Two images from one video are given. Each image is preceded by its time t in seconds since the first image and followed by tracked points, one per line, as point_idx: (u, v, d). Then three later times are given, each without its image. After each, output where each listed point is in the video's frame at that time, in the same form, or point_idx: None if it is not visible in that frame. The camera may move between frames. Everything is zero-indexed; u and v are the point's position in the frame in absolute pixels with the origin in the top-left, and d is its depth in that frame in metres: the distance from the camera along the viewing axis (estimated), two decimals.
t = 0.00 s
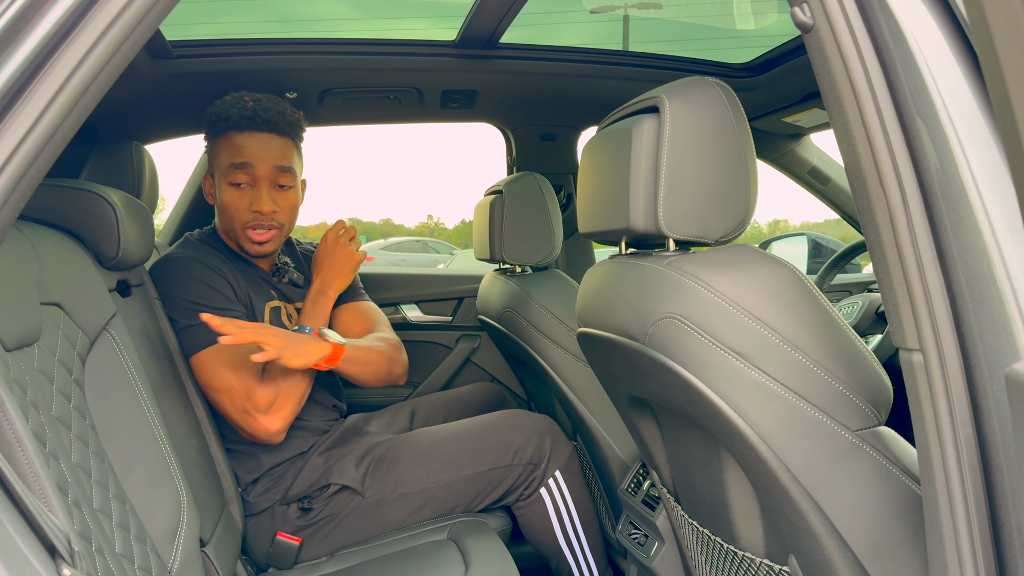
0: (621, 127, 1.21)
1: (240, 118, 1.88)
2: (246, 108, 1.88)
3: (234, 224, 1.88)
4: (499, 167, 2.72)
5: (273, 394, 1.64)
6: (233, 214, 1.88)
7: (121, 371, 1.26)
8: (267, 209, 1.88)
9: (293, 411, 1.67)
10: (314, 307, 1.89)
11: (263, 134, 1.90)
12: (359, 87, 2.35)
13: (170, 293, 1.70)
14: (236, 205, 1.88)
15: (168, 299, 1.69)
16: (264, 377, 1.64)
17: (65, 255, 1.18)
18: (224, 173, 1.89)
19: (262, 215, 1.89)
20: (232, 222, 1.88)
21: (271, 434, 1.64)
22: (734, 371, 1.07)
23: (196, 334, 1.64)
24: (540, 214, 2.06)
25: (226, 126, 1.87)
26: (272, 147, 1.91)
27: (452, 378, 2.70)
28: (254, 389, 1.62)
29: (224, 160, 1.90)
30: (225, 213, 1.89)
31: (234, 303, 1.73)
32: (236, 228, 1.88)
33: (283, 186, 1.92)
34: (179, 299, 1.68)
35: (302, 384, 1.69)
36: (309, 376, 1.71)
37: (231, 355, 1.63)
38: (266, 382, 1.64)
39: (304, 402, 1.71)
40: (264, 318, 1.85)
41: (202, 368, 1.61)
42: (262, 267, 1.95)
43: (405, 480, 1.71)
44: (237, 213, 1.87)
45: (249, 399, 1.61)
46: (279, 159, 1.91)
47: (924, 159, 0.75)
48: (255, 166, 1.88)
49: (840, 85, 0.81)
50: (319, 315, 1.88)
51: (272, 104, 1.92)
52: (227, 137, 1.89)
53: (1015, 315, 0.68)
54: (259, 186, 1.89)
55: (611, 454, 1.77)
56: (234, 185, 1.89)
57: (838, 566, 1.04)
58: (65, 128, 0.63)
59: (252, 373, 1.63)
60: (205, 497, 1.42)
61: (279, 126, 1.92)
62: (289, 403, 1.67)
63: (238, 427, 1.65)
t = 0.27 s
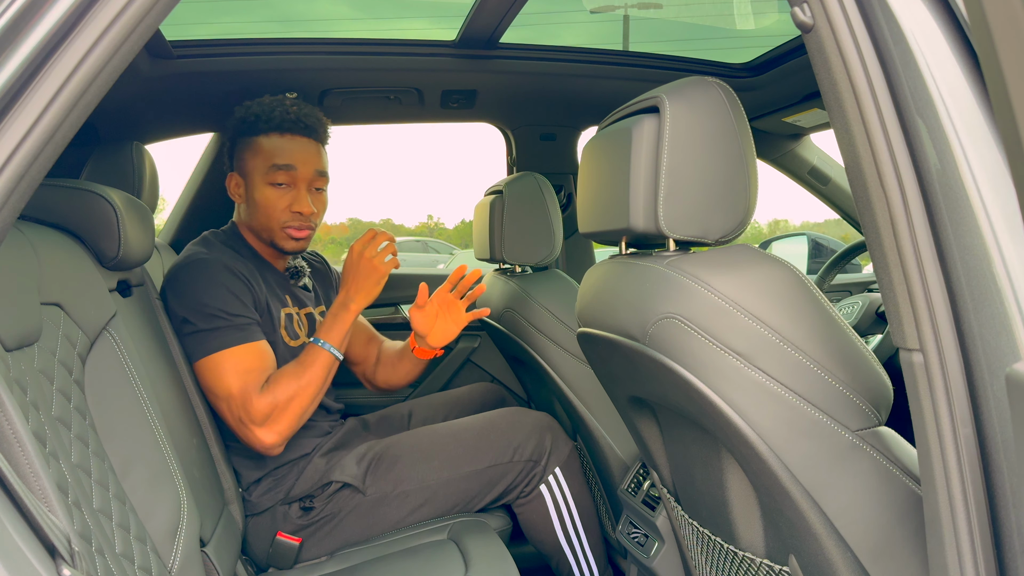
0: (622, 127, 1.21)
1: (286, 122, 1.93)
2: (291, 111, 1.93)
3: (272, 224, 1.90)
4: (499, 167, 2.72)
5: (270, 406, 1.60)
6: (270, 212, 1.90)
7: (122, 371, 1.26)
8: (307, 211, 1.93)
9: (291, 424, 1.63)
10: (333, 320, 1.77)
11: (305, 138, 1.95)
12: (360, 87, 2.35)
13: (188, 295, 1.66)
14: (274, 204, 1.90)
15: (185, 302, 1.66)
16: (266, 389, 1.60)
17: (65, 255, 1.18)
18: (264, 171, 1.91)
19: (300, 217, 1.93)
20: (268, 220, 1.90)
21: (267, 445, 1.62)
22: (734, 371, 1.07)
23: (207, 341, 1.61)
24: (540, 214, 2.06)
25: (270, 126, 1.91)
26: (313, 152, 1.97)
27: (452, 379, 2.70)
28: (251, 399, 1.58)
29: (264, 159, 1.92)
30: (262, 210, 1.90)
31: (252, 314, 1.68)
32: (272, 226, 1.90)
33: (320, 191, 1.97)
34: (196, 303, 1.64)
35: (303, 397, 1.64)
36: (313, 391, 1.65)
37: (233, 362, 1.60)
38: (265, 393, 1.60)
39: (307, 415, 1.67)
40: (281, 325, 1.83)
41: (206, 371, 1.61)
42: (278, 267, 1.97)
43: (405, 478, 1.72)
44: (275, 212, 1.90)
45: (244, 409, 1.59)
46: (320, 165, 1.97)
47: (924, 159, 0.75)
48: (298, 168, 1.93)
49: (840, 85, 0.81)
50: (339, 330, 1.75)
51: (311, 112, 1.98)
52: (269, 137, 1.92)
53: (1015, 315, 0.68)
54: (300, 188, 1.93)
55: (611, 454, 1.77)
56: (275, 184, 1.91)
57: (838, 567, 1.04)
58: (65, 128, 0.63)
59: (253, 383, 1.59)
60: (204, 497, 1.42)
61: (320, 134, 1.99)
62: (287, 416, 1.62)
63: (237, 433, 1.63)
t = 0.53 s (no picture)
0: (622, 127, 1.21)
1: (318, 123, 1.98)
2: (321, 112, 1.99)
3: (301, 221, 1.95)
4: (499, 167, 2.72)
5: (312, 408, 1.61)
6: (299, 209, 1.94)
7: (122, 372, 1.26)
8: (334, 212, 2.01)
9: (323, 428, 1.65)
10: (362, 333, 1.83)
11: (331, 139, 2.02)
12: (359, 87, 2.35)
13: (218, 292, 1.61)
14: (304, 201, 1.94)
15: (216, 298, 1.60)
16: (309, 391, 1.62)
17: (64, 255, 1.18)
18: (295, 169, 1.93)
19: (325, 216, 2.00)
20: (298, 217, 1.94)
21: (299, 444, 1.61)
22: (734, 371, 1.07)
23: (245, 338, 1.56)
24: (540, 214, 2.06)
25: (302, 125, 1.95)
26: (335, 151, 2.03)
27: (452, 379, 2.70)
28: (296, 401, 1.58)
29: (295, 156, 1.93)
30: (293, 208, 1.93)
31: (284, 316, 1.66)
32: (299, 225, 1.95)
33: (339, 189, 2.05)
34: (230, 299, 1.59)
35: (336, 404, 1.68)
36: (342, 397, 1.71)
37: (279, 361, 1.57)
38: (309, 396, 1.61)
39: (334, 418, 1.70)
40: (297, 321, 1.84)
41: (243, 367, 1.55)
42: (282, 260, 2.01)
43: (406, 475, 1.72)
44: (306, 212, 1.95)
45: (290, 409, 1.57)
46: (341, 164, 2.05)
47: (924, 159, 0.75)
48: (328, 168, 1.99)
49: (840, 85, 0.81)
50: (365, 343, 1.83)
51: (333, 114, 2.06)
52: (299, 135, 1.95)
53: (1015, 316, 0.68)
54: (328, 188, 1.99)
55: (611, 454, 1.77)
56: (306, 183, 1.94)
57: (838, 567, 1.04)
58: (65, 128, 0.63)
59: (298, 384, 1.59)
60: (204, 497, 1.42)
61: (342, 136, 2.07)
62: (322, 419, 1.65)
63: (264, 432, 1.59)
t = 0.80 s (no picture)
0: (622, 127, 1.21)
1: (290, 129, 2.00)
2: (289, 117, 2.00)
3: (273, 227, 1.97)
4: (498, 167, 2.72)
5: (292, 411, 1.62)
6: (272, 215, 1.95)
7: (121, 372, 1.26)
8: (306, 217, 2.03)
9: (302, 430, 1.66)
10: (333, 337, 1.88)
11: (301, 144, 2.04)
12: (360, 87, 2.35)
13: (196, 296, 1.61)
14: (276, 207, 1.96)
15: (192, 302, 1.60)
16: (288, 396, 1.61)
17: (65, 255, 1.19)
18: (269, 176, 1.94)
19: (298, 222, 2.03)
20: (272, 223, 1.96)
21: (275, 448, 1.61)
22: (734, 371, 1.07)
23: (224, 340, 1.56)
24: (539, 215, 2.06)
25: (274, 131, 1.96)
26: (305, 156, 2.05)
27: (452, 379, 2.70)
28: (274, 405, 1.57)
29: (268, 164, 1.94)
30: (267, 215, 1.95)
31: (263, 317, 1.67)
32: (274, 231, 1.97)
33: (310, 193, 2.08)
34: (207, 303, 1.59)
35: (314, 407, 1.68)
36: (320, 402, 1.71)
37: (257, 364, 1.57)
38: (287, 398, 1.61)
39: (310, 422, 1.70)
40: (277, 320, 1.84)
41: (222, 371, 1.55)
42: (254, 263, 2.02)
43: (407, 470, 1.73)
44: (280, 218, 1.97)
45: (268, 412, 1.57)
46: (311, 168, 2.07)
47: (924, 159, 0.75)
48: (300, 174, 2.01)
49: (840, 86, 0.81)
50: (338, 348, 1.86)
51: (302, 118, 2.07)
52: (271, 142, 1.96)
53: (1015, 316, 0.68)
54: (300, 194, 2.01)
55: (611, 454, 1.77)
56: (279, 190, 1.96)
57: (838, 567, 1.04)
58: (66, 128, 0.63)
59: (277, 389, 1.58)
60: (203, 497, 1.42)
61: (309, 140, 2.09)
62: (302, 423, 1.65)
63: (242, 433, 1.59)
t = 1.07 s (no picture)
0: (622, 127, 1.21)
1: (293, 127, 1.99)
2: (293, 115, 2.00)
3: (280, 225, 1.97)
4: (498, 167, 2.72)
5: (297, 411, 1.61)
6: (279, 214, 1.96)
7: (121, 371, 1.26)
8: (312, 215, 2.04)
9: (306, 432, 1.65)
10: (341, 351, 1.89)
11: (304, 141, 2.03)
12: (360, 87, 2.35)
13: (204, 294, 1.61)
14: (282, 206, 1.96)
15: (199, 300, 1.60)
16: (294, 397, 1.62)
17: (65, 255, 1.18)
18: (273, 175, 1.94)
19: (303, 220, 2.03)
20: (279, 221, 1.96)
21: (278, 448, 1.60)
22: (734, 371, 1.07)
23: (231, 338, 1.56)
24: (539, 215, 2.06)
25: (276, 130, 1.95)
26: (308, 153, 2.05)
27: (452, 379, 2.70)
28: (280, 405, 1.57)
29: (272, 163, 1.94)
30: (273, 215, 1.95)
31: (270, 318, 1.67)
32: (281, 230, 1.98)
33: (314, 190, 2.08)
34: (214, 301, 1.60)
35: (319, 410, 1.68)
36: (324, 407, 1.70)
37: (264, 363, 1.57)
38: (293, 398, 1.61)
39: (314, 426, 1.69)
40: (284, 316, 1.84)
41: (228, 369, 1.54)
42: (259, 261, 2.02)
43: (406, 466, 1.73)
44: (286, 218, 1.97)
45: (274, 410, 1.57)
46: (314, 165, 2.06)
47: (924, 160, 0.75)
48: (304, 172, 2.01)
49: (840, 85, 0.81)
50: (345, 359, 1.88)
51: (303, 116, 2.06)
52: (274, 140, 1.95)
53: (1015, 315, 0.68)
54: (305, 192, 2.01)
55: (611, 454, 1.76)
56: (284, 189, 1.96)
57: (838, 567, 1.04)
58: (66, 128, 0.63)
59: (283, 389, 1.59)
60: (204, 499, 1.42)
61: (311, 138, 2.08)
62: (307, 424, 1.64)
63: (245, 432, 1.58)
